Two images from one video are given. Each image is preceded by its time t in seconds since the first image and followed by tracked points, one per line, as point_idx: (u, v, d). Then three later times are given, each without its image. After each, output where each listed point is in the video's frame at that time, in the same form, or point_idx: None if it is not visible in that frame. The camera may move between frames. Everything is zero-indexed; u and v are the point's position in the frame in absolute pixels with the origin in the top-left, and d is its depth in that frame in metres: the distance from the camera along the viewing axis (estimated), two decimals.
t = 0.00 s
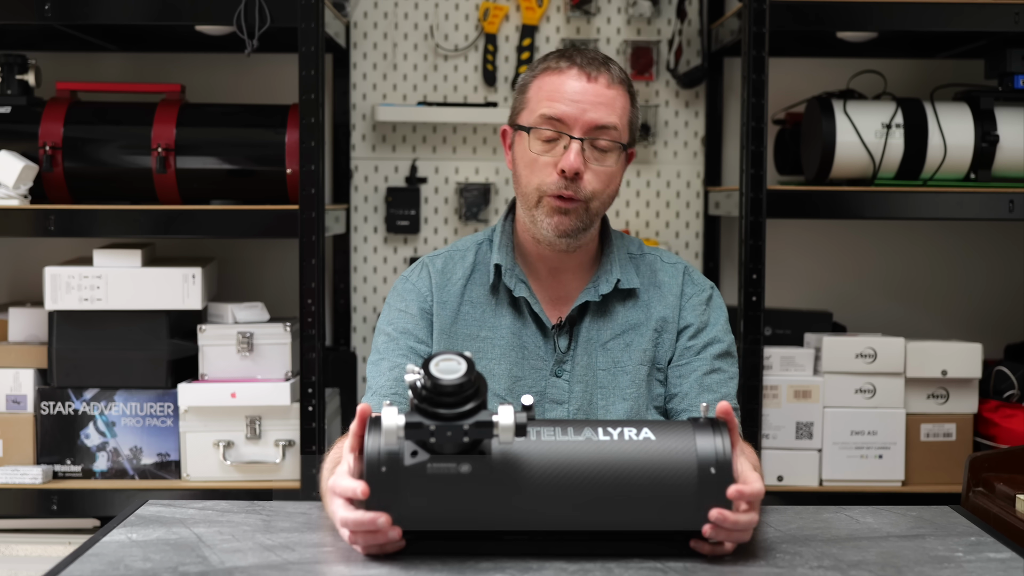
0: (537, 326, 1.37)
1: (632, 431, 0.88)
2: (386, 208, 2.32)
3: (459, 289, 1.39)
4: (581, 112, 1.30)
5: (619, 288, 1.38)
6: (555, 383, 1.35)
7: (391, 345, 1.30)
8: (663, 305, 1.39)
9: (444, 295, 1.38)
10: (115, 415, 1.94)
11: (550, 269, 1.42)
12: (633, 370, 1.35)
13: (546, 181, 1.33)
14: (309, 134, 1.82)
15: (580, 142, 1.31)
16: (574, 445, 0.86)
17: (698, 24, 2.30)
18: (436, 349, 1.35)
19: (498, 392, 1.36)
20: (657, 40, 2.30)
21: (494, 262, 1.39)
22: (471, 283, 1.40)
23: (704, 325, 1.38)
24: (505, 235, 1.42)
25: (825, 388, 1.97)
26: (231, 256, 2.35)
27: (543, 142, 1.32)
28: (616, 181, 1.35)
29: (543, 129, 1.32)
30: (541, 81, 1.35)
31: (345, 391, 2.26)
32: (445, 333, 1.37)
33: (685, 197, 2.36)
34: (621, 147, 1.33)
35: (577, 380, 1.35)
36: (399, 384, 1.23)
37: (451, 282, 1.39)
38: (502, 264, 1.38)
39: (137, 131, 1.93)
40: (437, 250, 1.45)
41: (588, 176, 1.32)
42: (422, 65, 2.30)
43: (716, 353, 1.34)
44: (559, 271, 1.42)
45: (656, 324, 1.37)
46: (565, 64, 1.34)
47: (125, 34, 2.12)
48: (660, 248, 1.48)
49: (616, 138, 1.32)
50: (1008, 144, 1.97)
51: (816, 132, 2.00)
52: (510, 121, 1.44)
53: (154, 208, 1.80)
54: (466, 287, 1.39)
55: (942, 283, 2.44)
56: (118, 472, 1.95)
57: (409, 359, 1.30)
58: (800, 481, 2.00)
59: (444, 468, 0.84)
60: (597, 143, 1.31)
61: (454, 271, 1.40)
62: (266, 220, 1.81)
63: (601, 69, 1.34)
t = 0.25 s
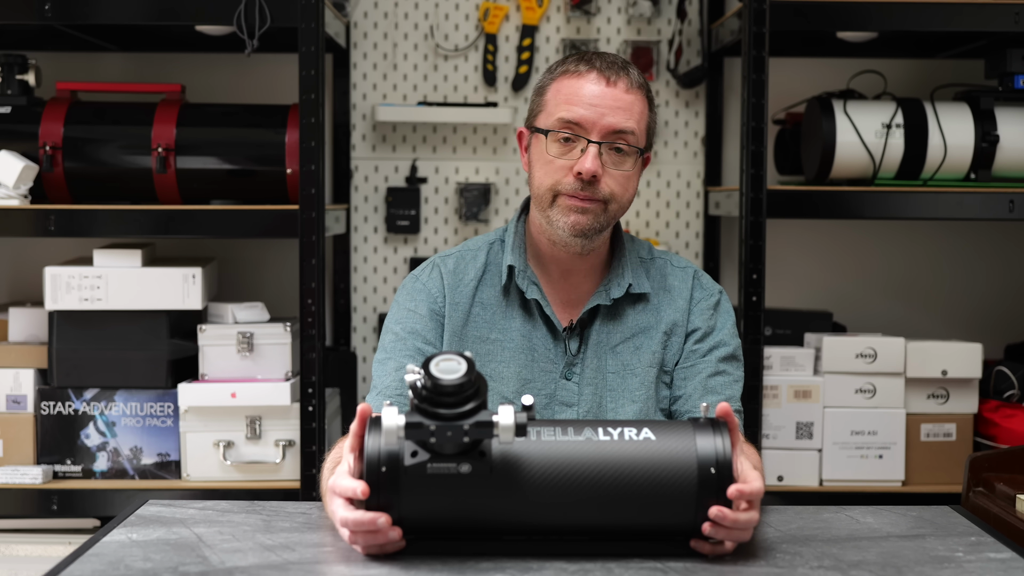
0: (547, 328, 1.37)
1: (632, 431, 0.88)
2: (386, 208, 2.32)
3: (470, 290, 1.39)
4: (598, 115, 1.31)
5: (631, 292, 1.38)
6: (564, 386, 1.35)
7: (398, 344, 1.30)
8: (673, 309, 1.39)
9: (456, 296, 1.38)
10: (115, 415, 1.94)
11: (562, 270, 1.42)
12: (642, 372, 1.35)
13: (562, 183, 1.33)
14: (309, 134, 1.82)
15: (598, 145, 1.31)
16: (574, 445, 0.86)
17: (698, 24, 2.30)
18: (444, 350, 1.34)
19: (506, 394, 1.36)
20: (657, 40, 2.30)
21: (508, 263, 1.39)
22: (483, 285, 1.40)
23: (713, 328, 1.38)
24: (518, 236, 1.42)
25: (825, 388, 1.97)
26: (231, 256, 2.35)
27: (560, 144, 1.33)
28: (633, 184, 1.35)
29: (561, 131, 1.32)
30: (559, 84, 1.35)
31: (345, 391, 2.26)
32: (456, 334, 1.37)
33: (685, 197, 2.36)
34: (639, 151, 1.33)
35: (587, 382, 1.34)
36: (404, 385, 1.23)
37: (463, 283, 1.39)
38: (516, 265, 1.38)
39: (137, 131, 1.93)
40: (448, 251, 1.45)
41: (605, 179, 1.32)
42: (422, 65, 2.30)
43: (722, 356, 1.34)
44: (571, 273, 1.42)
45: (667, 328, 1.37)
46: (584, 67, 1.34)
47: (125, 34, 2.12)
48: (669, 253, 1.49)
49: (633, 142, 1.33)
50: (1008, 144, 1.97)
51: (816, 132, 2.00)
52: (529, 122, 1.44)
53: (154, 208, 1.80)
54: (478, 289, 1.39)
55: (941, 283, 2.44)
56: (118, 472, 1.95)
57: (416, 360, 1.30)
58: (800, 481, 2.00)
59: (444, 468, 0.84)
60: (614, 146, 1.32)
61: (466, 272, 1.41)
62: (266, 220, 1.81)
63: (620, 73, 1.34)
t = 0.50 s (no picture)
0: (550, 327, 1.37)
1: (632, 431, 0.88)
2: (386, 208, 2.32)
3: (473, 288, 1.39)
4: (624, 117, 1.30)
5: (633, 293, 1.38)
6: (566, 385, 1.35)
7: (399, 342, 1.30)
8: (675, 311, 1.39)
9: (459, 294, 1.38)
10: (115, 415, 1.94)
11: (565, 269, 1.42)
12: (644, 373, 1.35)
13: (583, 183, 1.32)
14: (309, 134, 1.82)
15: (620, 146, 1.31)
16: (574, 445, 0.86)
17: (698, 24, 2.30)
18: (445, 350, 1.34)
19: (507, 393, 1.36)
20: (657, 40, 2.30)
21: (511, 261, 1.39)
22: (486, 283, 1.40)
23: (714, 330, 1.38)
24: (522, 235, 1.43)
25: (825, 388, 1.97)
26: (231, 256, 2.35)
27: (582, 144, 1.32)
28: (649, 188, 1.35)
29: (583, 131, 1.32)
30: (581, 84, 1.35)
31: (345, 391, 2.26)
32: (458, 333, 1.37)
33: (685, 197, 2.36)
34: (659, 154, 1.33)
35: (589, 382, 1.34)
36: (404, 384, 1.23)
37: (466, 281, 1.39)
38: (519, 264, 1.38)
39: (137, 132, 1.93)
40: (451, 249, 1.45)
41: (627, 181, 1.31)
42: (422, 65, 2.30)
43: (724, 358, 1.34)
44: (574, 272, 1.41)
45: (669, 329, 1.37)
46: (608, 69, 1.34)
47: (125, 34, 2.12)
48: (671, 255, 1.49)
49: (654, 145, 1.33)
50: (1008, 144, 1.97)
51: (816, 132, 2.00)
52: (542, 123, 1.44)
53: (154, 208, 1.80)
54: (480, 287, 1.40)
55: (941, 283, 2.44)
56: (117, 472, 1.95)
57: (416, 359, 1.30)
58: (800, 481, 2.00)
59: (444, 468, 0.84)
60: (636, 148, 1.31)
61: (469, 270, 1.41)
62: (266, 220, 1.81)
63: (643, 77, 1.34)
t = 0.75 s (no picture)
0: (548, 324, 1.37)
1: (632, 431, 0.88)
2: (386, 208, 2.32)
3: (470, 287, 1.39)
4: (578, 92, 1.32)
5: (631, 289, 1.38)
6: (565, 382, 1.35)
7: (396, 343, 1.30)
8: (673, 307, 1.38)
9: (456, 294, 1.38)
10: (115, 415, 1.94)
11: (564, 265, 1.42)
12: (642, 371, 1.34)
13: (565, 167, 1.32)
14: (309, 134, 1.82)
15: (586, 120, 1.32)
16: (574, 445, 0.86)
17: (698, 24, 2.30)
18: (443, 349, 1.35)
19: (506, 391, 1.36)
20: (657, 40, 2.30)
21: (508, 259, 1.39)
22: (483, 282, 1.40)
23: (714, 327, 1.38)
24: (518, 232, 1.43)
25: (825, 388, 1.97)
26: (231, 256, 2.35)
27: (549, 132, 1.33)
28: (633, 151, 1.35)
29: (546, 120, 1.33)
30: (530, 76, 1.38)
31: (345, 391, 2.26)
32: (455, 332, 1.37)
33: (685, 197, 2.36)
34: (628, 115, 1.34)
35: (587, 379, 1.34)
36: (402, 384, 1.23)
37: (463, 281, 1.40)
38: (516, 261, 1.38)
39: (137, 132, 1.93)
40: (449, 249, 1.45)
41: (607, 149, 1.31)
42: (422, 65, 2.30)
43: (723, 356, 1.34)
44: (573, 267, 1.42)
45: (667, 327, 1.37)
46: (548, 57, 1.36)
47: (125, 34, 2.12)
48: (669, 251, 1.48)
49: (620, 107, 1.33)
50: (1008, 144, 1.97)
51: (816, 132, 2.00)
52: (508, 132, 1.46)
53: (154, 208, 1.80)
54: (478, 285, 1.40)
55: (941, 283, 2.44)
56: (118, 472, 1.95)
57: (414, 359, 1.30)
58: (800, 481, 2.00)
59: (444, 468, 0.84)
60: (603, 116, 1.32)
61: (466, 269, 1.41)
62: (266, 220, 1.81)
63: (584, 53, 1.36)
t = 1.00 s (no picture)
0: (540, 323, 1.38)
1: (632, 431, 0.88)
2: (386, 208, 2.32)
3: (462, 288, 1.40)
4: (533, 92, 1.34)
5: (622, 287, 1.38)
6: (558, 382, 1.35)
7: (392, 345, 1.32)
8: (666, 306, 1.38)
9: (448, 294, 1.39)
10: (115, 415, 1.94)
11: (555, 265, 1.43)
12: (636, 370, 1.34)
13: (529, 167, 1.34)
14: (309, 134, 1.82)
15: (543, 118, 1.34)
16: (574, 445, 0.86)
17: (698, 24, 2.30)
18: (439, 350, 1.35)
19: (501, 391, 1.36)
20: (657, 40, 2.30)
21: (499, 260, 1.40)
22: (475, 282, 1.41)
23: (708, 325, 1.38)
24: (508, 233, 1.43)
25: (825, 388, 1.97)
26: (231, 256, 2.35)
27: (511, 136, 1.36)
28: (594, 142, 1.36)
29: (507, 124, 1.36)
30: (491, 85, 1.40)
31: (345, 391, 2.26)
32: (449, 332, 1.37)
33: (685, 197, 2.35)
34: (585, 107, 1.35)
35: (580, 379, 1.34)
36: (401, 385, 1.24)
37: (455, 282, 1.41)
38: (506, 262, 1.39)
39: (137, 132, 1.93)
40: (442, 251, 1.46)
41: (565, 144, 1.33)
42: (422, 65, 2.30)
43: (719, 354, 1.34)
44: (564, 267, 1.42)
45: (660, 325, 1.37)
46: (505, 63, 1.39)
47: (125, 34, 2.12)
48: (663, 249, 1.48)
49: (576, 101, 1.35)
50: (1008, 144, 1.97)
51: (816, 132, 2.00)
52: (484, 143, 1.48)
53: (154, 208, 1.80)
54: (470, 286, 1.40)
55: (941, 283, 2.44)
56: (118, 472, 1.95)
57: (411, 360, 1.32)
58: (800, 481, 2.00)
59: (444, 468, 0.84)
60: (559, 112, 1.34)
61: (459, 270, 1.42)
62: (266, 220, 1.82)
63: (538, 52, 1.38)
